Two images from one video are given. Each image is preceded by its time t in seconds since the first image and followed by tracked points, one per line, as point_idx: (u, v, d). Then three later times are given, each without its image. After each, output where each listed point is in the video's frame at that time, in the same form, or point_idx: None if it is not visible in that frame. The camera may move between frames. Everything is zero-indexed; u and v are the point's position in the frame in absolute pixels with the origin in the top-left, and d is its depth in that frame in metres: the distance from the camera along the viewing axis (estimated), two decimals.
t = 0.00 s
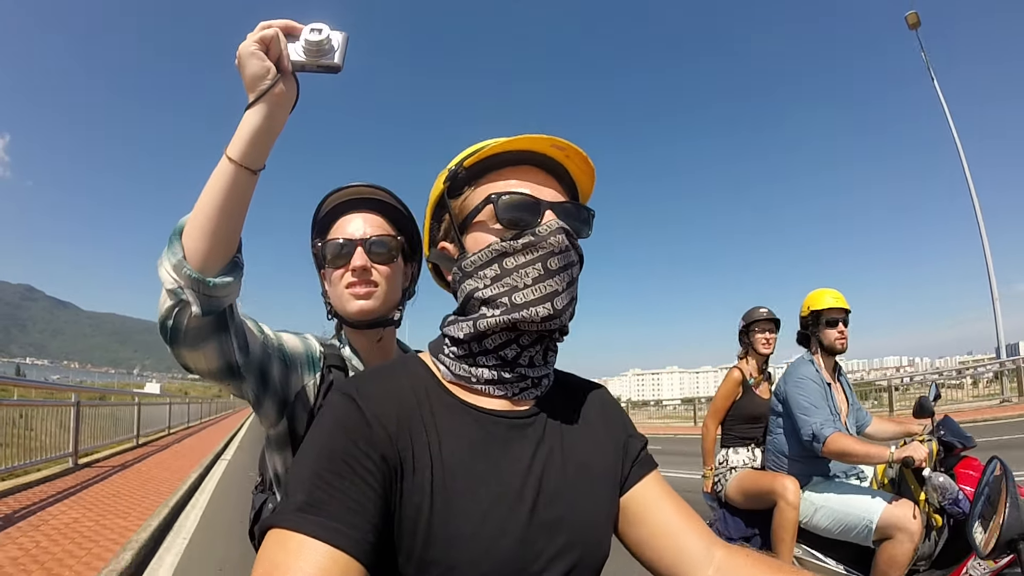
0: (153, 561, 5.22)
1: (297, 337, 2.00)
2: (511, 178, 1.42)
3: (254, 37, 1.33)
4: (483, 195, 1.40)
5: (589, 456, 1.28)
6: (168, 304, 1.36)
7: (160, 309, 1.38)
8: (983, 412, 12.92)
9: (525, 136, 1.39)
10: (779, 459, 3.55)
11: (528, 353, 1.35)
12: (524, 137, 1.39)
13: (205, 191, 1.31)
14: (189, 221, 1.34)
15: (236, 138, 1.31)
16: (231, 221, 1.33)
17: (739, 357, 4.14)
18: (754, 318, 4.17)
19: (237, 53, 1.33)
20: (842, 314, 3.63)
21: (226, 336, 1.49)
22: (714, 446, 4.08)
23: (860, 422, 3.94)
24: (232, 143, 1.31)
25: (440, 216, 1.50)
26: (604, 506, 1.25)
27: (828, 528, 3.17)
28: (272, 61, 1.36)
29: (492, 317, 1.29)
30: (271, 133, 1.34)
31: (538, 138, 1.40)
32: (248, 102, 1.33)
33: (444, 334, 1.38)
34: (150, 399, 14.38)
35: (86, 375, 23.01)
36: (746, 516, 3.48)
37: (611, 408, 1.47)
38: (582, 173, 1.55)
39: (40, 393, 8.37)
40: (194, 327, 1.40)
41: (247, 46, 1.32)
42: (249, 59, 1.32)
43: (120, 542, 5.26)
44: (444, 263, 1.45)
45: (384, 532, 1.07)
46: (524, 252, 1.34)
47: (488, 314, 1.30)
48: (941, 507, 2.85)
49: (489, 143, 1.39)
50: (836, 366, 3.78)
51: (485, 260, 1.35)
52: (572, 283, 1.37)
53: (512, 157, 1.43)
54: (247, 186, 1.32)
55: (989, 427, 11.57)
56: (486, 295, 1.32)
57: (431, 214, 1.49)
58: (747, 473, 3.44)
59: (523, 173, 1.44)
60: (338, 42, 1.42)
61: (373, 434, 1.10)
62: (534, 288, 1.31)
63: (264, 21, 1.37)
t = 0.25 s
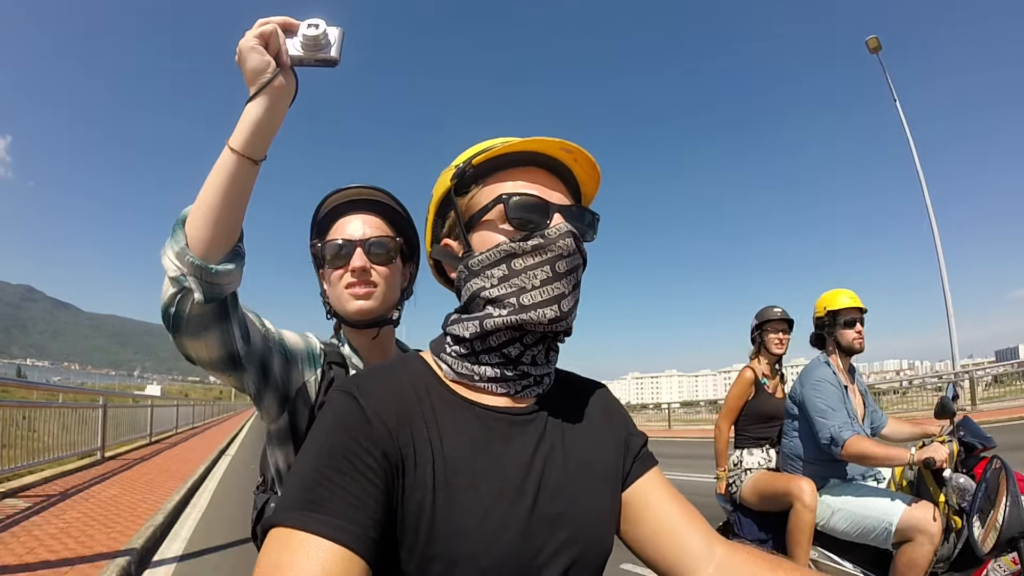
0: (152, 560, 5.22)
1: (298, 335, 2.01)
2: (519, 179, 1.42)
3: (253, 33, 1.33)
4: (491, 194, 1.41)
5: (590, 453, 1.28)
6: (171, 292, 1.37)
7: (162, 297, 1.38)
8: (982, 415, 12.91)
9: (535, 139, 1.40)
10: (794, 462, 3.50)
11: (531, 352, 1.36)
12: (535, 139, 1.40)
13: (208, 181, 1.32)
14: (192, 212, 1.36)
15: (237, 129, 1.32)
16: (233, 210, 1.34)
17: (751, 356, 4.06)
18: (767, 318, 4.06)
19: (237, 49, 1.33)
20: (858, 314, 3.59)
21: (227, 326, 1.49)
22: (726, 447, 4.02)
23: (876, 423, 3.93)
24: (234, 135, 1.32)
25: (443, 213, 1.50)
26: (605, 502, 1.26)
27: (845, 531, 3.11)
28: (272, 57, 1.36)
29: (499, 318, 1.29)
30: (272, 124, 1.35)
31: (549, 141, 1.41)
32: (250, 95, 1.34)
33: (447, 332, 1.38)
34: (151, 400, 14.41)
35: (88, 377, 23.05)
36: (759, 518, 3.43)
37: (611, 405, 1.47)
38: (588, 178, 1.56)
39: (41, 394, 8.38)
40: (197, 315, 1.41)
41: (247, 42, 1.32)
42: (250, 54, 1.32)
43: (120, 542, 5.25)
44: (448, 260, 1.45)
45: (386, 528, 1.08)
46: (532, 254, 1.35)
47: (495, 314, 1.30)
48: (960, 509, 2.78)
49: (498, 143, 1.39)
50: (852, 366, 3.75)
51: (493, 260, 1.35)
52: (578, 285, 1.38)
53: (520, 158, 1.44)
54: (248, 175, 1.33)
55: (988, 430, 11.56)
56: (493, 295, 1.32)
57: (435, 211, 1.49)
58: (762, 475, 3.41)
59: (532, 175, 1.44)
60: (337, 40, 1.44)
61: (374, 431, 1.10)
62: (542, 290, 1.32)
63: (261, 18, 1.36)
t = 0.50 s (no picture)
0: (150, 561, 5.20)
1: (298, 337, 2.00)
2: (525, 179, 1.42)
3: (247, 29, 1.35)
4: (497, 193, 1.40)
5: (590, 457, 1.27)
6: (171, 288, 1.37)
7: (161, 293, 1.38)
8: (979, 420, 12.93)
9: (543, 137, 1.39)
10: (806, 464, 3.41)
11: (534, 354, 1.35)
12: (542, 138, 1.39)
13: (205, 177, 1.32)
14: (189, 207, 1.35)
15: (233, 124, 1.32)
16: (231, 206, 1.34)
17: (760, 357, 3.96)
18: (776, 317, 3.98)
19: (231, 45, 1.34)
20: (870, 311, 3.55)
21: (228, 323, 1.49)
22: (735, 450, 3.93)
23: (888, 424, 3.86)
24: (229, 130, 1.32)
25: (446, 211, 1.50)
26: (605, 506, 1.25)
27: (858, 535, 3.00)
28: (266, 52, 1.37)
29: (505, 320, 1.29)
30: (266, 119, 1.35)
31: (557, 140, 1.41)
32: (244, 90, 1.34)
33: (449, 333, 1.37)
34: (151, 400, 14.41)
35: (88, 377, 23.07)
36: (770, 522, 3.36)
37: (612, 409, 1.47)
38: (592, 179, 1.56)
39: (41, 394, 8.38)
40: (198, 311, 1.40)
41: (241, 38, 1.33)
42: (243, 50, 1.33)
43: (117, 543, 5.23)
44: (450, 259, 1.44)
45: (384, 532, 1.07)
46: (540, 255, 1.34)
47: (501, 316, 1.30)
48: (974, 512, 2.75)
49: (504, 142, 1.39)
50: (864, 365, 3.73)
51: (499, 260, 1.35)
52: (583, 287, 1.38)
53: (526, 157, 1.43)
54: (245, 170, 1.33)
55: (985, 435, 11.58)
56: (499, 296, 1.32)
57: (438, 208, 1.48)
58: (772, 478, 3.35)
59: (537, 175, 1.44)
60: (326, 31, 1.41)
61: (372, 435, 1.10)
62: (548, 292, 1.31)
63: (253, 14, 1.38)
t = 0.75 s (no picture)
0: (144, 558, 5.18)
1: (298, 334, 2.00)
2: (530, 179, 1.41)
3: (246, 26, 1.35)
4: (501, 192, 1.40)
5: (590, 456, 1.27)
6: (169, 284, 1.36)
7: (161, 289, 1.38)
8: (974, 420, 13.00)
9: (549, 138, 1.39)
10: (816, 464, 3.36)
11: (535, 353, 1.35)
12: (548, 137, 1.39)
13: (204, 174, 1.32)
14: (188, 204, 1.35)
15: (231, 121, 1.32)
16: (229, 203, 1.33)
17: (771, 355, 3.92)
18: (787, 314, 3.94)
19: (230, 42, 1.34)
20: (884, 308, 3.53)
21: (226, 319, 1.49)
22: (744, 449, 3.88)
23: (900, 425, 3.77)
24: (228, 127, 1.32)
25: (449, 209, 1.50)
26: (604, 505, 1.25)
27: (870, 536, 2.98)
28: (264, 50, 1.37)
29: (507, 320, 1.29)
30: (264, 115, 1.35)
31: (563, 141, 1.40)
32: (242, 87, 1.34)
33: (450, 331, 1.37)
34: (150, 397, 14.41)
35: (86, 373, 23.07)
36: (781, 523, 3.33)
37: (612, 409, 1.47)
38: (596, 179, 1.56)
39: (40, 390, 8.38)
40: (196, 307, 1.40)
41: (239, 35, 1.33)
42: (242, 47, 1.33)
43: (111, 540, 5.21)
44: (452, 256, 1.44)
45: (384, 531, 1.07)
46: (543, 256, 1.34)
47: (503, 316, 1.30)
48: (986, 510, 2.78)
49: (509, 141, 1.39)
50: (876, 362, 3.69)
51: (502, 260, 1.34)
52: (585, 288, 1.38)
53: (530, 157, 1.43)
54: (243, 166, 1.32)
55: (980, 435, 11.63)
56: (502, 296, 1.31)
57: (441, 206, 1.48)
58: (782, 478, 3.29)
59: (542, 174, 1.44)
60: (327, 30, 1.43)
61: (373, 434, 1.10)
62: (551, 293, 1.31)
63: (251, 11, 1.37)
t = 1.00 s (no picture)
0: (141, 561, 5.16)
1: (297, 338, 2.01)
2: (523, 183, 1.42)
3: (239, 31, 1.36)
4: (495, 197, 1.41)
5: (588, 456, 1.28)
6: (168, 287, 1.37)
7: (160, 292, 1.39)
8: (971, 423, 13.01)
9: (541, 142, 1.40)
10: (830, 466, 3.33)
11: (531, 355, 1.36)
12: (540, 142, 1.40)
13: (201, 178, 1.33)
14: (186, 207, 1.36)
15: (226, 124, 1.33)
16: (226, 206, 1.34)
17: (780, 357, 3.83)
18: (796, 315, 3.84)
19: (223, 47, 1.36)
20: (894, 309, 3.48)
21: (225, 321, 1.50)
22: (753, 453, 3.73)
23: (911, 426, 3.77)
24: (223, 130, 1.33)
25: (445, 215, 1.50)
26: (603, 504, 1.26)
27: (885, 538, 2.93)
28: (257, 54, 1.38)
29: (503, 322, 1.29)
30: (259, 118, 1.35)
31: (555, 144, 1.41)
32: (236, 91, 1.35)
33: (447, 335, 1.38)
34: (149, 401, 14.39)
35: (85, 378, 23.05)
36: (794, 526, 3.25)
37: (610, 410, 1.47)
38: (589, 182, 1.57)
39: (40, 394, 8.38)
40: (195, 310, 1.41)
41: (232, 40, 1.35)
42: (235, 52, 1.34)
43: (109, 543, 5.19)
44: (449, 262, 1.45)
45: (384, 530, 1.08)
46: (537, 258, 1.35)
47: (498, 318, 1.30)
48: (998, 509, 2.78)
49: (502, 146, 1.39)
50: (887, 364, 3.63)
51: (497, 263, 1.35)
52: (580, 289, 1.39)
53: (523, 161, 1.44)
54: (239, 169, 1.33)
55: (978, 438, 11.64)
56: (497, 298, 1.32)
57: (437, 212, 1.49)
58: (792, 480, 3.22)
59: (535, 179, 1.44)
60: (319, 32, 1.43)
61: (373, 434, 1.10)
62: (545, 294, 1.32)
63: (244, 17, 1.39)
